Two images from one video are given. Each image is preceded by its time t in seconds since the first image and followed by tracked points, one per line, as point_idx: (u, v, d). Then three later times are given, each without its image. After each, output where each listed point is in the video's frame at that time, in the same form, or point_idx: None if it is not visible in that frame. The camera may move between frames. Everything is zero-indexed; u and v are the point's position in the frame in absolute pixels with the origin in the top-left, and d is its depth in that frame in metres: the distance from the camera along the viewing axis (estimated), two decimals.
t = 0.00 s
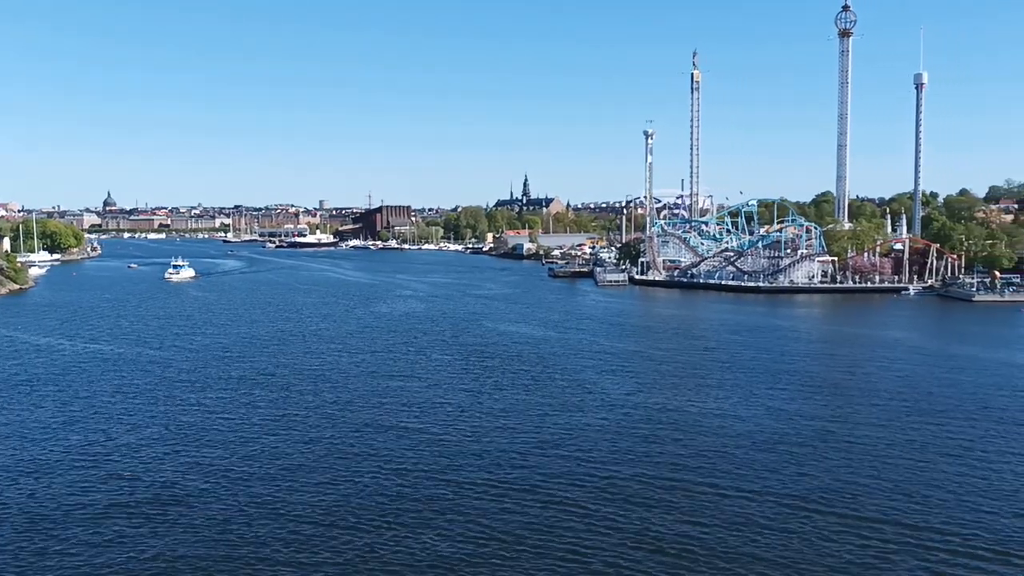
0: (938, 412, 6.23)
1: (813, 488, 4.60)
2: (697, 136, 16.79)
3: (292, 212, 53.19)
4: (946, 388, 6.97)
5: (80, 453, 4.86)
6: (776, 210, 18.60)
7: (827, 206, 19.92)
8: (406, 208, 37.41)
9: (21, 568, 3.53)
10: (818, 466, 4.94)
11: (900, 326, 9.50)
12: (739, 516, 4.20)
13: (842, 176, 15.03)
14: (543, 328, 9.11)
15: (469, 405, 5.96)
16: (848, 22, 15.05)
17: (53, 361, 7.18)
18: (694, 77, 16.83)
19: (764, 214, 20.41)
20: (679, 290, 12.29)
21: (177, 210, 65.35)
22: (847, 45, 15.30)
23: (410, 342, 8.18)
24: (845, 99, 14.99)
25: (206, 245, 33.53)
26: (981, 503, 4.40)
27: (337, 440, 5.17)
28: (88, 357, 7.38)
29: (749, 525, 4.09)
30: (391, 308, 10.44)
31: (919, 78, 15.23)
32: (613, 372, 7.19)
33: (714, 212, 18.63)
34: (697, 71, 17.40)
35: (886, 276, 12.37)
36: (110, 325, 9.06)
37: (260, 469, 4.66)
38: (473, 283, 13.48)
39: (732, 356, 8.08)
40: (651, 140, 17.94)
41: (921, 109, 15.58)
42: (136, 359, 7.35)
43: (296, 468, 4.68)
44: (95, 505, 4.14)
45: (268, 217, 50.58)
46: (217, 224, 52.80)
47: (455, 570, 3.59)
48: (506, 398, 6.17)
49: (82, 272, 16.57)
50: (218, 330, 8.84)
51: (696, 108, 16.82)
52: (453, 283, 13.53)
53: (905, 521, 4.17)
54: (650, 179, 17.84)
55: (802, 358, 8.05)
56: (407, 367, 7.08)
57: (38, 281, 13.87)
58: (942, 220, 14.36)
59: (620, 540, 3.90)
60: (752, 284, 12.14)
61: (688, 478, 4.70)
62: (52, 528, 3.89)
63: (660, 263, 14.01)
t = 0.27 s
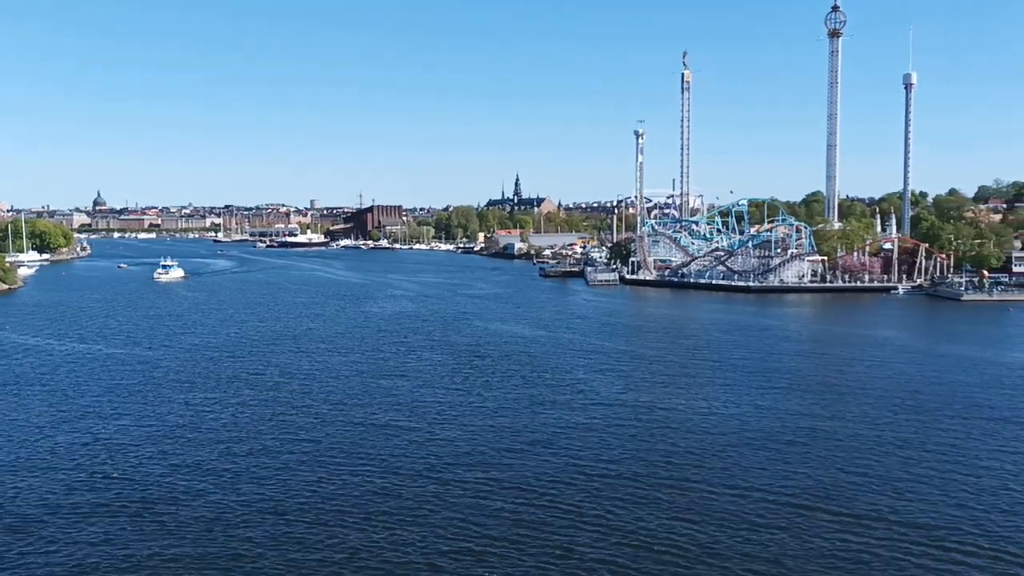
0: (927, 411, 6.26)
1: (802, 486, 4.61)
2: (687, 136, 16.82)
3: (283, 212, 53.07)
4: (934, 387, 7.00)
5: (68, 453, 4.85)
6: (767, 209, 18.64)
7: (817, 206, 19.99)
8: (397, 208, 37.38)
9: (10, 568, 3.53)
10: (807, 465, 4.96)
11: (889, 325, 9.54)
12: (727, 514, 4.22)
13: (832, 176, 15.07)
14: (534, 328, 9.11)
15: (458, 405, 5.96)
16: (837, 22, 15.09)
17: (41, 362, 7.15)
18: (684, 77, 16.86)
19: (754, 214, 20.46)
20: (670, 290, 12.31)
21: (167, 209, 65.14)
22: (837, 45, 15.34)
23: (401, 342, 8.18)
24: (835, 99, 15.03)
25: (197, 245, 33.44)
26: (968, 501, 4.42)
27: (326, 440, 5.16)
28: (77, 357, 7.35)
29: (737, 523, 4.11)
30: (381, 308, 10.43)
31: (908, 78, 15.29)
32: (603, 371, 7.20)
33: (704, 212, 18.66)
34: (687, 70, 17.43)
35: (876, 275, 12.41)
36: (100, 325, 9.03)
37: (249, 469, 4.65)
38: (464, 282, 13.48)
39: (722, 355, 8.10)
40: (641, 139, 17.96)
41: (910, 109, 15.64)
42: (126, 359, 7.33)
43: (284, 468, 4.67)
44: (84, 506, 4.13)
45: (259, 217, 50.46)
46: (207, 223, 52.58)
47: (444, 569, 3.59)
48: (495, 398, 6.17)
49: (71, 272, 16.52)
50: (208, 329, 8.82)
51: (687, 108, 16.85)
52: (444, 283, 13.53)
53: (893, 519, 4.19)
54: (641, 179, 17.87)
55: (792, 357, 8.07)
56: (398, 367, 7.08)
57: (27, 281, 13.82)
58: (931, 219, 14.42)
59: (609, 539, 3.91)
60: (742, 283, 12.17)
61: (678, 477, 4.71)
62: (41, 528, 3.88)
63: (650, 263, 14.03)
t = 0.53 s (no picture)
0: (913, 409, 6.30)
1: (789, 484, 4.64)
2: (676, 136, 16.85)
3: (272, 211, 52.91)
4: (921, 386, 7.03)
5: (55, 454, 4.83)
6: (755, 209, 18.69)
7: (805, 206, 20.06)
8: (387, 207, 37.33)
9: None
10: (794, 463, 4.99)
11: (876, 325, 9.59)
12: (715, 513, 4.23)
13: (819, 176, 15.13)
14: (523, 328, 9.12)
15: (447, 405, 5.96)
16: (825, 23, 15.14)
17: (28, 362, 7.12)
18: (672, 77, 16.89)
19: (742, 214, 20.53)
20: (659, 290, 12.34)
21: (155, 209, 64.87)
22: (824, 45, 15.40)
23: (389, 342, 8.17)
24: (822, 99, 15.09)
25: (185, 245, 33.30)
26: (953, 499, 4.45)
27: (314, 440, 5.15)
28: (64, 358, 7.32)
29: (725, 522, 4.13)
30: (370, 308, 10.41)
31: (895, 79, 15.37)
32: (592, 371, 7.22)
33: (693, 211, 18.72)
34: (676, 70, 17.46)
35: (863, 275, 12.47)
36: (87, 325, 8.99)
37: (237, 470, 4.64)
38: (453, 282, 13.47)
39: (711, 354, 8.12)
40: (630, 139, 17.99)
41: (897, 109, 15.71)
42: (113, 359, 7.30)
43: (272, 468, 4.66)
44: (72, 506, 4.12)
45: (248, 216, 50.32)
46: (195, 223, 52.37)
47: (433, 569, 3.59)
48: (484, 398, 6.17)
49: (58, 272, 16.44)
50: (196, 330, 8.80)
51: (675, 108, 16.88)
52: (433, 283, 13.53)
53: (881, 518, 4.21)
54: (630, 179, 17.90)
55: (780, 357, 8.11)
56: (386, 366, 7.08)
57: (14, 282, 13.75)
58: (918, 219, 14.50)
59: (597, 538, 3.92)
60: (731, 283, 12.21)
61: (665, 475, 4.73)
62: (28, 529, 3.87)
63: (639, 263, 14.06)
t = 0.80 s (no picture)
0: (895, 408, 6.35)
1: (773, 482, 4.66)
2: (662, 135, 16.90)
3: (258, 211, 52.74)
4: (905, 385, 7.07)
5: (38, 455, 4.80)
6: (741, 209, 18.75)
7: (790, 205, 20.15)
8: (373, 207, 37.26)
9: None
10: (779, 461, 5.01)
11: (861, 324, 9.64)
12: (702, 511, 4.24)
13: (805, 176, 15.19)
14: (510, 327, 9.13)
15: (433, 404, 5.95)
16: (810, 23, 15.20)
17: (11, 363, 7.07)
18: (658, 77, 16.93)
19: (729, 213, 20.59)
20: (645, 289, 12.37)
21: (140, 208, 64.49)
22: (810, 45, 15.46)
23: (375, 342, 8.16)
24: (807, 99, 15.15)
25: (170, 245, 33.07)
26: (936, 496, 4.49)
27: (300, 440, 5.14)
28: (46, 358, 7.26)
29: (710, 519, 4.15)
30: (356, 308, 10.39)
31: (879, 79, 15.45)
32: (578, 370, 7.24)
33: (679, 211, 18.77)
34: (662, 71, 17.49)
35: (848, 274, 12.54)
36: (71, 325, 8.94)
37: (222, 470, 4.62)
38: (439, 282, 13.46)
39: (696, 354, 8.15)
40: (616, 139, 18.02)
41: (881, 109, 15.79)
42: (97, 359, 7.26)
43: (257, 469, 4.64)
44: (55, 507, 4.10)
45: (234, 216, 50.14)
46: (180, 222, 52.13)
47: (419, 568, 3.59)
48: (470, 397, 6.17)
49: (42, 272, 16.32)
50: (181, 330, 8.76)
51: (661, 108, 16.92)
52: (420, 283, 13.52)
53: (866, 515, 4.23)
54: (617, 178, 17.93)
55: (766, 356, 8.14)
56: (372, 366, 7.07)
57: None
58: (902, 219, 14.58)
59: (583, 536, 3.93)
60: (716, 282, 12.25)
61: (651, 474, 4.74)
62: (11, 530, 3.85)
63: (626, 263, 14.08)
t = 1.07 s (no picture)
0: (876, 406, 6.40)
1: (755, 479, 4.69)
2: (646, 135, 16.94)
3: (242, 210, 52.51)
4: (886, 383, 7.13)
5: (18, 456, 4.77)
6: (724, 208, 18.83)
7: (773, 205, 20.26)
8: (357, 206, 37.16)
9: None
10: (760, 459, 5.04)
11: (842, 323, 9.71)
12: (684, 509, 4.26)
13: (787, 176, 15.28)
14: (493, 326, 9.13)
15: (416, 404, 5.95)
16: (792, 23, 15.28)
17: None
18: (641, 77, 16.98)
19: (712, 213, 20.68)
20: (629, 288, 12.40)
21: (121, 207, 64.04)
22: (792, 46, 15.54)
23: (358, 341, 8.15)
24: (790, 99, 15.23)
25: (152, 245, 32.85)
26: (915, 493, 4.54)
27: (282, 440, 5.12)
28: (26, 359, 7.20)
29: (692, 516, 4.17)
30: (339, 308, 10.37)
31: (860, 80, 15.56)
32: (561, 369, 7.26)
33: (662, 211, 18.84)
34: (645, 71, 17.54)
35: (830, 273, 12.63)
36: (50, 325, 8.87)
37: (203, 470, 4.60)
38: (423, 281, 13.45)
39: (680, 353, 8.19)
40: (600, 138, 18.06)
41: (862, 109, 15.90)
42: (77, 359, 7.21)
43: (239, 469, 4.63)
44: (35, 508, 4.07)
45: (216, 215, 49.90)
46: (163, 222, 51.82)
47: (403, 567, 3.59)
48: (453, 397, 6.17)
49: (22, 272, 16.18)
50: (163, 329, 8.71)
51: (645, 108, 16.96)
52: (404, 282, 13.50)
53: (846, 512, 4.26)
54: (600, 178, 17.97)
55: (748, 355, 8.18)
56: (356, 366, 7.07)
57: None
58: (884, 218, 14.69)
59: (566, 533, 3.95)
60: (699, 281, 12.30)
61: (633, 471, 4.76)
62: None
63: (609, 262, 14.12)
